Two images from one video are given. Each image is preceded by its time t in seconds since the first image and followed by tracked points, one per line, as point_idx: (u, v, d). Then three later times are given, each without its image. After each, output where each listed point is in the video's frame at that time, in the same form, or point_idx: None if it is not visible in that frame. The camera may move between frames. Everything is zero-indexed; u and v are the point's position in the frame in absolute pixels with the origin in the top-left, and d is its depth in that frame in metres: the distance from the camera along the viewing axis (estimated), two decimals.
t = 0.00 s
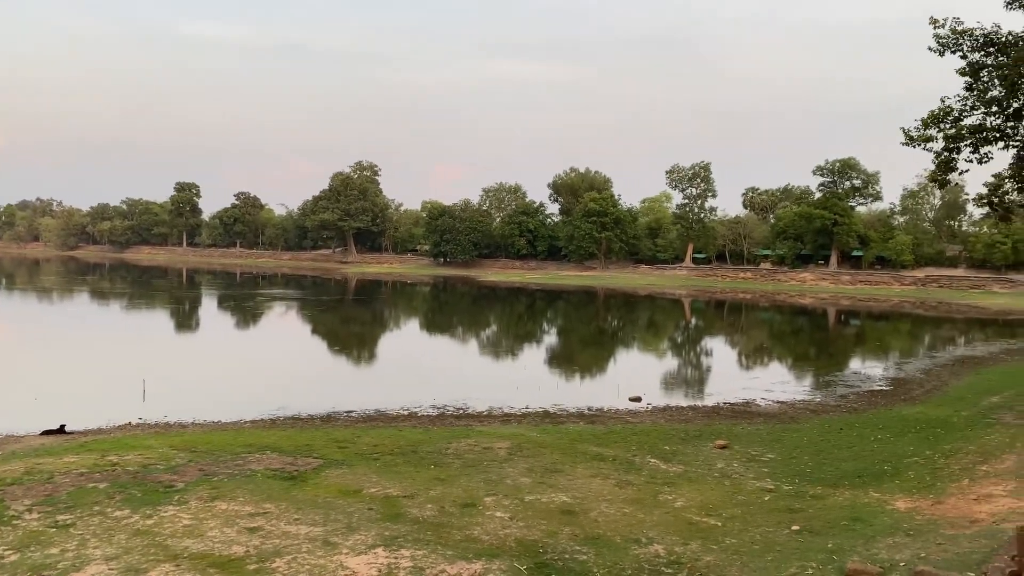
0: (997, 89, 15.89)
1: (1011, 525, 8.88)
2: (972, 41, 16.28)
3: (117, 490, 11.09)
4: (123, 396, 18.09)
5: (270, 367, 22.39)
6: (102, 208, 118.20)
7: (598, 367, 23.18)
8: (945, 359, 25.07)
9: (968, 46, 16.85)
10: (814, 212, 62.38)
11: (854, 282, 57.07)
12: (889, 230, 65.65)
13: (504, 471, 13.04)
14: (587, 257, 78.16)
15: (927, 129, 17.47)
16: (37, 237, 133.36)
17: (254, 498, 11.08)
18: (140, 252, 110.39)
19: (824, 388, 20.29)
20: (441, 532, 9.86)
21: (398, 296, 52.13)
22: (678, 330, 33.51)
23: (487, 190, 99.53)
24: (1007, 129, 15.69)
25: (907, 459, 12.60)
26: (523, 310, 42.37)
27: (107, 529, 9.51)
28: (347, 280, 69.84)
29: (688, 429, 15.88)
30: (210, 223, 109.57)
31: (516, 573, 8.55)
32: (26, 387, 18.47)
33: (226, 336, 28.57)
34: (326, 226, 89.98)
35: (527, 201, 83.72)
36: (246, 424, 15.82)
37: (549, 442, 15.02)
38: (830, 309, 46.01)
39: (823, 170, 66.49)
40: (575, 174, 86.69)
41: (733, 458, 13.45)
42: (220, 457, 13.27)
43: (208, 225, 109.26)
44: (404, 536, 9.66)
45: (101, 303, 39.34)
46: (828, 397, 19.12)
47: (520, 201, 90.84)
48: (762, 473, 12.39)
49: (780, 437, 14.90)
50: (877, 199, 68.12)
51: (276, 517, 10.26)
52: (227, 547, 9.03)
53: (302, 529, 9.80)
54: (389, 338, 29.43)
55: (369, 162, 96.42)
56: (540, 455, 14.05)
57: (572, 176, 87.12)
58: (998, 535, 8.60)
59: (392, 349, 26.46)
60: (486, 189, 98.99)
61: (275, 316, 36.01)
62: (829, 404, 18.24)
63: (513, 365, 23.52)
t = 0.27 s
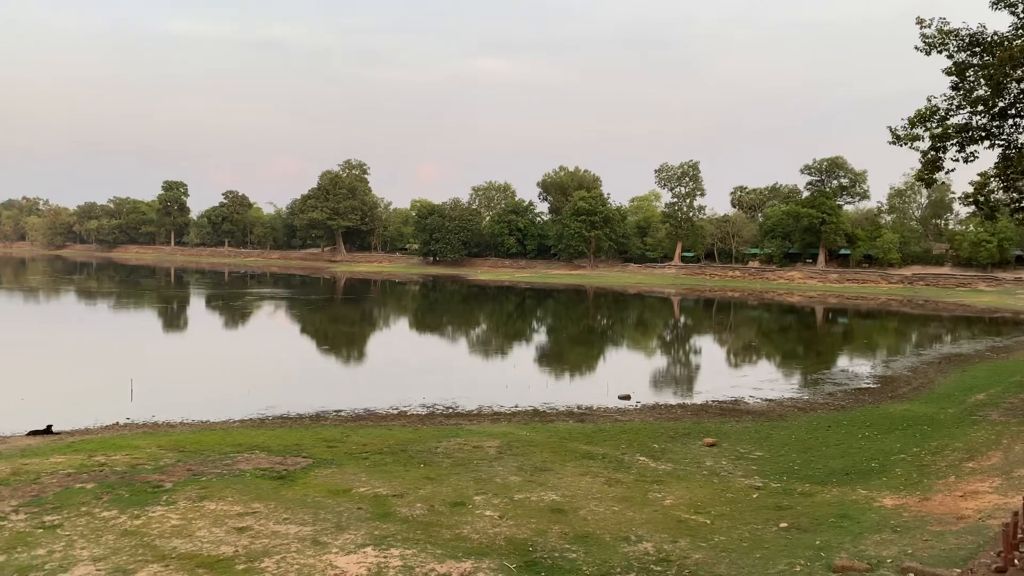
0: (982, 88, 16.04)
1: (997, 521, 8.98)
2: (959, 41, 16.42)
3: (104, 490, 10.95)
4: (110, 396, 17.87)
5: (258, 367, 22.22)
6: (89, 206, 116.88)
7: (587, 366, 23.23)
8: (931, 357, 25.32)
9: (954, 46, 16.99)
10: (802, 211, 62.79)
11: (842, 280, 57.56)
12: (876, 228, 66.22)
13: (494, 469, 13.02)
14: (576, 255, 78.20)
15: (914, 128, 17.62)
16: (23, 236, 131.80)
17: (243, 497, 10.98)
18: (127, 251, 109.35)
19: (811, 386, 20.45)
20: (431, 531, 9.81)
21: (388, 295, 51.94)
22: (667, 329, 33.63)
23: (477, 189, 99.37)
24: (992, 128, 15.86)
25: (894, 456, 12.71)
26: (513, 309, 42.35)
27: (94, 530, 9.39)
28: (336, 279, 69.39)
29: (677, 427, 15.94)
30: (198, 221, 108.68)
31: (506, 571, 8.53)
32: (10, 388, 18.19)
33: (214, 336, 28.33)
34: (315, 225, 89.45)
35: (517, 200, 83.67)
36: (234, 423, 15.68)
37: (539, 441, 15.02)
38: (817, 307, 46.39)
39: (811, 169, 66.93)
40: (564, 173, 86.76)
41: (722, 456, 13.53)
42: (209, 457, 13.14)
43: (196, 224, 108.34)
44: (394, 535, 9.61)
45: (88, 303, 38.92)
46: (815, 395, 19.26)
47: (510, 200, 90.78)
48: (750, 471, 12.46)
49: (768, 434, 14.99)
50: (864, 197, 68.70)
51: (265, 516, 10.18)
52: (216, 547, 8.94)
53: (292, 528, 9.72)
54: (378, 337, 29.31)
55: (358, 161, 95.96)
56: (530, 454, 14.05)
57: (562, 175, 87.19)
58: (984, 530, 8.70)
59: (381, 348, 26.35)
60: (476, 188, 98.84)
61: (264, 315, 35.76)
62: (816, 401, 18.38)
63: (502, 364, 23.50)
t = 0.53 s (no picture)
0: (970, 88, 16.19)
1: (984, 517, 9.06)
2: (947, 41, 16.58)
3: (93, 491, 10.82)
4: (98, 396, 17.69)
5: (247, 366, 22.03)
6: (77, 204, 115.73)
7: (578, 365, 23.27)
8: (919, 355, 25.55)
9: (942, 46, 17.15)
10: (791, 209, 63.18)
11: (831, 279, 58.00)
12: (865, 227, 66.72)
13: (484, 468, 13.00)
14: (566, 254, 78.23)
15: (902, 127, 17.77)
16: (10, 235, 130.49)
17: (233, 497, 10.88)
18: (115, 250, 108.36)
19: (801, 384, 20.57)
20: (421, 530, 9.77)
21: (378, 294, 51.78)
22: (657, 328, 33.72)
23: (467, 188, 99.25)
24: (980, 127, 16.02)
25: (882, 454, 12.81)
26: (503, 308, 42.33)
27: (83, 530, 9.28)
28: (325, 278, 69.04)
29: (667, 425, 15.99)
30: (187, 220, 107.89)
31: (496, 570, 8.51)
32: None
33: (202, 336, 28.08)
34: (305, 224, 89.02)
35: (507, 199, 83.61)
36: (224, 423, 15.56)
37: (529, 440, 15.01)
38: (806, 306, 46.69)
39: (800, 169, 67.36)
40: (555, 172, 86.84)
41: (711, 454, 13.57)
42: (198, 457, 13.02)
43: (185, 223, 107.55)
44: (384, 534, 9.56)
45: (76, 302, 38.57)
46: (805, 393, 19.36)
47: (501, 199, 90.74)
48: (740, 469, 12.51)
49: (757, 432, 15.08)
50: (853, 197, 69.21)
51: (255, 516, 10.09)
52: (205, 547, 8.86)
53: (282, 528, 9.65)
54: (368, 336, 29.19)
55: (348, 159, 95.57)
56: (520, 453, 14.04)
57: (552, 174, 87.27)
58: (971, 526, 8.77)
59: (371, 348, 26.23)
60: (466, 187, 98.73)
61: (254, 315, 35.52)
62: (806, 399, 18.50)
63: (493, 363, 23.47)
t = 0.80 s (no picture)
0: (958, 87, 16.32)
1: (972, 514, 9.14)
2: (935, 40, 16.70)
3: (82, 491, 10.70)
4: (86, 396, 17.50)
5: (237, 366, 21.86)
6: (65, 203, 114.67)
7: (569, 363, 23.29)
8: (907, 353, 25.75)
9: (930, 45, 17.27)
10: (781, 208, 63.49)
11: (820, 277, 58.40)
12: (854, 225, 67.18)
13: (476, 467, 12.97)
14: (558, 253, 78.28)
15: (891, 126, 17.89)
16: None
17: (224, 497, 10.80)
18: (104, 250, 107.45)
19: (790, 382, 20.70)
20: (413, 529, 9.74)
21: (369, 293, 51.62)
22: (648, 326, 33.80)
23: (458, 187, 99.10)
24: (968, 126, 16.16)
25: (872, 451, 12.90)
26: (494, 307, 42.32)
27: (72, 530, 9.17)
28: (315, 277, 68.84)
29: (658, 423, 16.03)
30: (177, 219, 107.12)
31: (488, 568, 8.50)
32: None
33: (191, 335, 27.84)
34: (295, 223, 88.58)
35: (498, 197, 83.53)
36: (214, 423, 15.44)
37: (521, 438, 14.99)
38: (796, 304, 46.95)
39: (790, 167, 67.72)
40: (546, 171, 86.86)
41: (702, 452, 13.62)
42: (188, 457, 12.90)
43: (175, 222, 106.77)
44: (376, 533, 9.52)
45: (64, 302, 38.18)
46: (795, 391, 19.47)
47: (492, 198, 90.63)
48: (730, 467, 12.56)
49: (748, 430, 15.14)
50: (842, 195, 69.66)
51: (245, 516, 10.01)
52: (195, 547, 8.78)
53: (273, 528, 9.58)
54: (358, 335, 29.08)
55: (339, 158, 95.12)
56: (512, 451, 14.03)
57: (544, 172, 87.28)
58: (960, 523, 8.84)
59: (362, 347, 26.12)
60: (457, 185, 98.57)
61: (244, 314, 35.29)
62: (796, 397, 18.61)
63: (484, 362, 23.43)
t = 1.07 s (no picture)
0: (947, 86, 16.45)
1: (961, 510, 9.22)
2: (924, 39, 16.82)
3: (71, 491, 10.59)
4: (75, 396, 17.31)
5: (228, 365, 21.70)
6: (53, 203, 113.57)
7: (561, 362, 23.30)
8: (897, 350, 25.91)
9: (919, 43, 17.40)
10: (772, 207, 63.80)
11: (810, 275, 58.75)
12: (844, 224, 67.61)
13: (467, 466, 12.96)
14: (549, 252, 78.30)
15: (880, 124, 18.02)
16: None
17: (215, 497, 10.72)
18: (93, 249, 106.51)
19: (781, 380, 20.80)
20: (404, 528, 9.71)
21: (360, 292, 51.40)
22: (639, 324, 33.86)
23: (449, 185, 98.89)
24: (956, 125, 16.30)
25: (862, 448, 12.99)
26: (485, 306, 42.27)
27: (62, 531, 9.07)
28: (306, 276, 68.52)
29: (650, 422, 16.07)
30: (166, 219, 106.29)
31: (480, 567, 8.48)
32: None
33: (180, 335, 27.61)
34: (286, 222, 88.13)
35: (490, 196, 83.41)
36: (204, 423, 15.32)
37: (513, 437, 14.98)
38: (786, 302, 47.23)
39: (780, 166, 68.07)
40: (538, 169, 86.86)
41: (693, 450, 13.66)
42: (178, 457, 12.80)
43: (164, 221, 105.95)
44: (367, 533, 9.48)
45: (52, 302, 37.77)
46: (785, 388, 19.56)
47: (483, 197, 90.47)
48: (721, 464, 12.61)
49: (739, 428, 15.20)
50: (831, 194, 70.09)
51: (236, 516, 9.95)
52: (186, 548, 8.71)
53: (264, 528, 9.52)
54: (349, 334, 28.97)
55: (329, 157, 94.66)
56: (503, 450, 14.01)
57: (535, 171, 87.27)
58: (949, 519, 8.92)
59: (353, 346, 26.00)
60: (448, 184, 98.36)
61: (234, 313, 35.06)
62: (786, 395, 18.70)
63: (476, 361, 23.39)
